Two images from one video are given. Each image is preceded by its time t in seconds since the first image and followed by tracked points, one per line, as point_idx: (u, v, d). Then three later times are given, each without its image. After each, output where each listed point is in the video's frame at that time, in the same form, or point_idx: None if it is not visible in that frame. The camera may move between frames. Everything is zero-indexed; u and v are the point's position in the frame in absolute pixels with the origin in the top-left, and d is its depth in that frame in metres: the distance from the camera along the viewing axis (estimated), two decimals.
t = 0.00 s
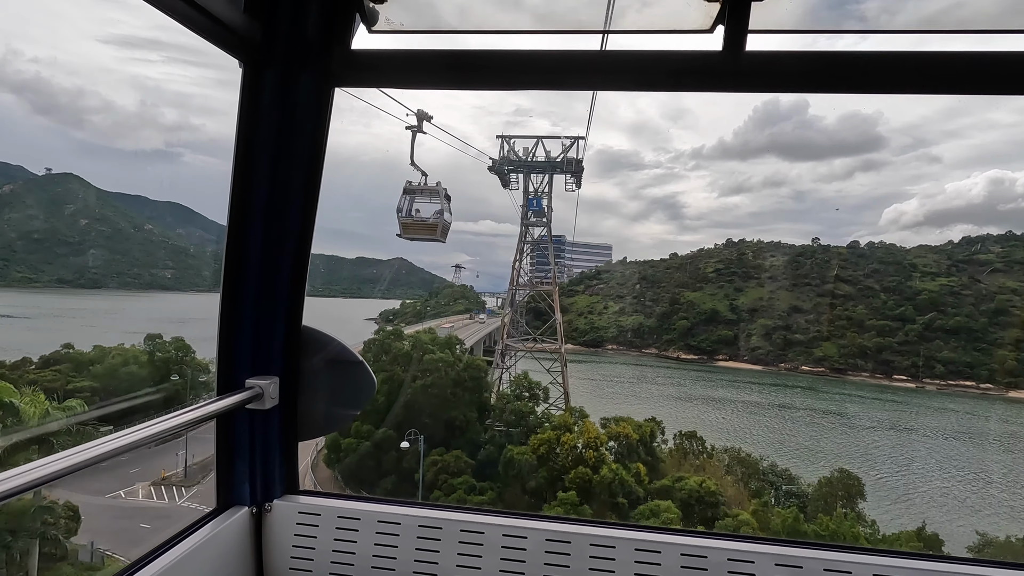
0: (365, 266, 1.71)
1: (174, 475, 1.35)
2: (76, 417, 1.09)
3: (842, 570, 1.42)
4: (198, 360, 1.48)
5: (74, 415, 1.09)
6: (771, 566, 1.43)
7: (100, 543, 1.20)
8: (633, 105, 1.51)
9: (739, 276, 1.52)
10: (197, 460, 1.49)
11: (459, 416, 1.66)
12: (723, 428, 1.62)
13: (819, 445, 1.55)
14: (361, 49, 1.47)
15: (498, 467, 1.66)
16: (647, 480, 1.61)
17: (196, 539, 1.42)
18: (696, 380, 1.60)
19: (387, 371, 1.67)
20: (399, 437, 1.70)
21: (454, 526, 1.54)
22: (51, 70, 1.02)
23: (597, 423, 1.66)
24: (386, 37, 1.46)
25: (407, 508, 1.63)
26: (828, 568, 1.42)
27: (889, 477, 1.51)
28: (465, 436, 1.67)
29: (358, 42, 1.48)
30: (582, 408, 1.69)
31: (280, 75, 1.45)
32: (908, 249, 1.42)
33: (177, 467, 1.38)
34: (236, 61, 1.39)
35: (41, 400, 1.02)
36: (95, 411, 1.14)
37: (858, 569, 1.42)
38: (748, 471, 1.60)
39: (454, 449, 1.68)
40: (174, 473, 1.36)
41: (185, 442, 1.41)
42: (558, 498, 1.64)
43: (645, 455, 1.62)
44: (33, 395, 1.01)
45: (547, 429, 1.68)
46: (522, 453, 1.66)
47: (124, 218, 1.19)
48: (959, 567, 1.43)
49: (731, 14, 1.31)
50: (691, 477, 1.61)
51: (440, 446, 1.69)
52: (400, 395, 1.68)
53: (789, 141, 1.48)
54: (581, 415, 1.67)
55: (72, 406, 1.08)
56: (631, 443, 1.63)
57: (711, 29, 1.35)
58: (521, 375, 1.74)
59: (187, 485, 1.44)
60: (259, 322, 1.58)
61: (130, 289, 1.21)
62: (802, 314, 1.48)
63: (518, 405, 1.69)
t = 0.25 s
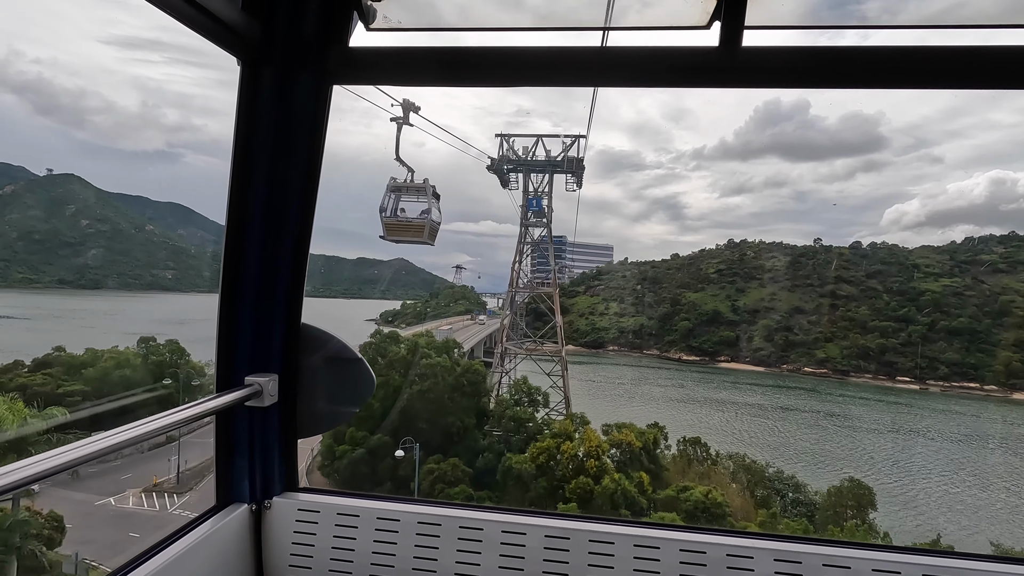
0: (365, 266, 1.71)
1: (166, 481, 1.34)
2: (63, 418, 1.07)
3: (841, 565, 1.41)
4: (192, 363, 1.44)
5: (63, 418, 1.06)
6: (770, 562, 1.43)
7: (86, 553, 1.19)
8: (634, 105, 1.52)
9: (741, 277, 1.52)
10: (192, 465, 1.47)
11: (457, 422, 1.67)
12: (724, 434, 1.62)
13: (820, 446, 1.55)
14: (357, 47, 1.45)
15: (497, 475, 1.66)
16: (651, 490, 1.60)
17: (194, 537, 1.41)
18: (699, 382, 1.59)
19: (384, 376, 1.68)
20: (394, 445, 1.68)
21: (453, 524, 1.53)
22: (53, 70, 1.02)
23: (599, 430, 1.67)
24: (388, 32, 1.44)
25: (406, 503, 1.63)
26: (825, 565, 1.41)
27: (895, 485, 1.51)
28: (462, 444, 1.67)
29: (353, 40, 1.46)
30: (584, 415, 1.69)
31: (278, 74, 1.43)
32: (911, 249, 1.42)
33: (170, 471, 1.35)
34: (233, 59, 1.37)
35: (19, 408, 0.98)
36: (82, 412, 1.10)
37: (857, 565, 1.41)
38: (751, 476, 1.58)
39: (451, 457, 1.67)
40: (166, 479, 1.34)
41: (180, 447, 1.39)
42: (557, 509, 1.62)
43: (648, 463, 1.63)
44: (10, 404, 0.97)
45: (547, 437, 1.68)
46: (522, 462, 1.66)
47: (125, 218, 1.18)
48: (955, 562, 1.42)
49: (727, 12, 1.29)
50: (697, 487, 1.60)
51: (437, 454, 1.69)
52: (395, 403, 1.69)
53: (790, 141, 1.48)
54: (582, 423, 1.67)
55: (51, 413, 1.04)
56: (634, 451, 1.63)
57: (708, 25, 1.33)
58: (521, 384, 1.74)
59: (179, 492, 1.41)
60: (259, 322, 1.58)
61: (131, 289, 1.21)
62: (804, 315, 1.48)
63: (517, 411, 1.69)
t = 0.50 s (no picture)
0: (364, 267, 1.72)
1: (156, 489, 1.32)
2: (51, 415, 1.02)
3: (837, 560, 1.38)
4: (187, 366, 1.42)
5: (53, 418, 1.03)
6: (765, 556, 1.39)
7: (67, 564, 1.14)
8: (636, 106, 1.51)
9: (743, 278, 1.51)
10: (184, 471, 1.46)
11: (454, 429, 1.67)
12: (726, 437, 1.63)
13: (819, 447, 1.56)
14: (350, 41, 1.44)
15: (491, 485, 1.62)
16: (654, 503, 1.57)
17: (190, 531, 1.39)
18: (701, 384, 1.58)
19: (377, 382, 1.64)
20: (388, 454, 1.68)
21: (446, 517, 1.52)
22: (55, 72, 1.02)
23: (601, 439, 1.67)
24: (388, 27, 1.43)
25: (400, 498, 1.62)
26: (821, 558, 1.38)
27: (892, 488, 1.52)
28: (459, 453, 1.66)
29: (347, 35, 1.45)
30: (586, 424, 1.69)
31: (269, 70, 1.41)
32: (914, 250, 1.41)
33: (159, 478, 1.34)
34: (225, 55, 1.36)
35: None
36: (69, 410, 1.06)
37: (853, 559, 1.38)
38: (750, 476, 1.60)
39: (446, 468, 1.65)
40: (156, 486, 1.33)
41: (171, 454, 1.38)
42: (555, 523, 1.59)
43: (651, 474, 1.62)
44: None
45: (547, 446, 1.69)
46: (520, 473, 1.65)
47: (125, 218, 1.18)
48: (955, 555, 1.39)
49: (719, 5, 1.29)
50: (703, 500, 1.55)
51: (432, 464, 1.66)
52: (388, 411, 1.66)
53: (793, 142, 1.48)
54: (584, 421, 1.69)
55: (30, 425, 0.99)
56: (637, 461, 1.63)
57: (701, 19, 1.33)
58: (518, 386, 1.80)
59: (168, 500, 1.39)
60: (253, 321, 1.54)
61: (131, 289, 1.21)
62: (807, 317, 1.47)
63: (516, 419, 1.73)
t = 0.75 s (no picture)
0: (365, 269, 1.71)
1: (146, 496, 1.31)
2: (38, 414, 1.01)
3: (832, 556, 1.40)
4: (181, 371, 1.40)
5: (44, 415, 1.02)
6: (761, 551, 1.42)
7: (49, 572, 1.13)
8: (639, 108, 1.53)
9: (746, 280, 1.51)
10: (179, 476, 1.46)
11: (451, 438, 1.67)
12: (724, 441, 1.60)
13: (819, 451, 1.54)
14: (344, 38, 1.44)
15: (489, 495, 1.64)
16: (657, 511, 1.58)
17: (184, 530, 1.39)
18: (705, 387, 1.56)
19: (372, 389, 1.66)
20: (383, 464, 1.70)
21: (443, 514, 1.54)
22: (59, 74, 1.03)
23: (603, 450, 1.67)
24: (390, 27, 1.43)
25: (395, 497, 1.63)
26: (816, 554, 1.41)
27: (890, 488, 1.52)
28: (456, 462, 1.68)
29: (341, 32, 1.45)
30: (588, 430, 1.69)
31: (263, 68, 1.42)
32: (918, 252, 1.40)
33: (151, 486, 1.33)
34: (219, 53, 1.35)
35: None
36: (58, 408, 1.05)
37: (850, 555, 1.40)
38: (750, 479, 1.59)
39: (445, 476, 1.68)
40: (147, 493, 1.32)
41: (166, 459, 1.37)
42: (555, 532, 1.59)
43: (655, 485, 1.61)
44: None
45: (548, 457, 1.68)
46: (519, 485, 1.65)
47: (129, 220, 1.18)
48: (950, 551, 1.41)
49: None
50: (710, 512, 1.56)
51: (428, 472, 1.69)
52: (384, 419, 1.68)
53: (795, 143, 1.47)
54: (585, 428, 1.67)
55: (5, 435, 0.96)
56: (640, 471, 1.62)
57: (695, 13, 1.34)
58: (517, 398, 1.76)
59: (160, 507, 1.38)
60: (249, 319, 1.55)
61: (133, 290, 1.20)
62: (810, 319, 1.47)
63: (515, 427, 1.71)
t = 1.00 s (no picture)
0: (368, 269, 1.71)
1: (141, 503, 1.32)
2: (38, 414, 1.01)
3: (830, 556, 1.38)
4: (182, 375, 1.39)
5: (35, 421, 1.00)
6: (760, 563, 1.40)
7: None
8: (642, 109, 1.53)
9: (750, 282, 1.50)
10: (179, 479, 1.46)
11: (450, 446, 1.68)
12: (730, 445, 1.60)
13: (822, 458, 1.54)
14: (341, 40, 1.45)
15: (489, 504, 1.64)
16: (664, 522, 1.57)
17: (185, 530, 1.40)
18: (709, 391, 1.56)
19: (369, 396, 1.68)
20: (378, 474, 1.70)
21: (440, 515, 1.53)
22: (65, 75, 1.03)
23: (607, 461, 1.66)
24: (393, 29, 1.43)
25: (393, 496, 1.61)
26: (815, 554, 1.39)
27: (894, 496, 1.51)
28: (456, 470, 1.67)
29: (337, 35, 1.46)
30: (591, 441, 1.69)
31: (261, 69, 1.43)
32: (924, 254, 1.40)
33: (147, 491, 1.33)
34: (217, 55, 1.36)
35: None
36: (57, 409, 1.04)
37: (848, 556, 1.38)
38: (754, 485, 1.57)
39: (444, 484, 1.66)
40: (142, 499, 1.32)
41: (164, 463, 1.37)
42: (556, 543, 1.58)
43: (660, 499, 1.58)
44: None
45: (547, 471, 1.66)
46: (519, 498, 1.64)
47: (135, 221, 1.18)
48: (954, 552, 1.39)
49: None
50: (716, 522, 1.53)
51: (423, 483, 1.68)
52: (381, 429, 1.69)
53: (799, 144, 1.47)
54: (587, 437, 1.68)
55: None
56: (644, 484, 1.59)
57: (691, 13, 1.34)
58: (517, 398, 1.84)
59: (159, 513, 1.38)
60: (248, 320, 1.54)
61: (137, 291, 1.21)
62: (816, 321, 1.46)
63: (516, 437, 1.74)
